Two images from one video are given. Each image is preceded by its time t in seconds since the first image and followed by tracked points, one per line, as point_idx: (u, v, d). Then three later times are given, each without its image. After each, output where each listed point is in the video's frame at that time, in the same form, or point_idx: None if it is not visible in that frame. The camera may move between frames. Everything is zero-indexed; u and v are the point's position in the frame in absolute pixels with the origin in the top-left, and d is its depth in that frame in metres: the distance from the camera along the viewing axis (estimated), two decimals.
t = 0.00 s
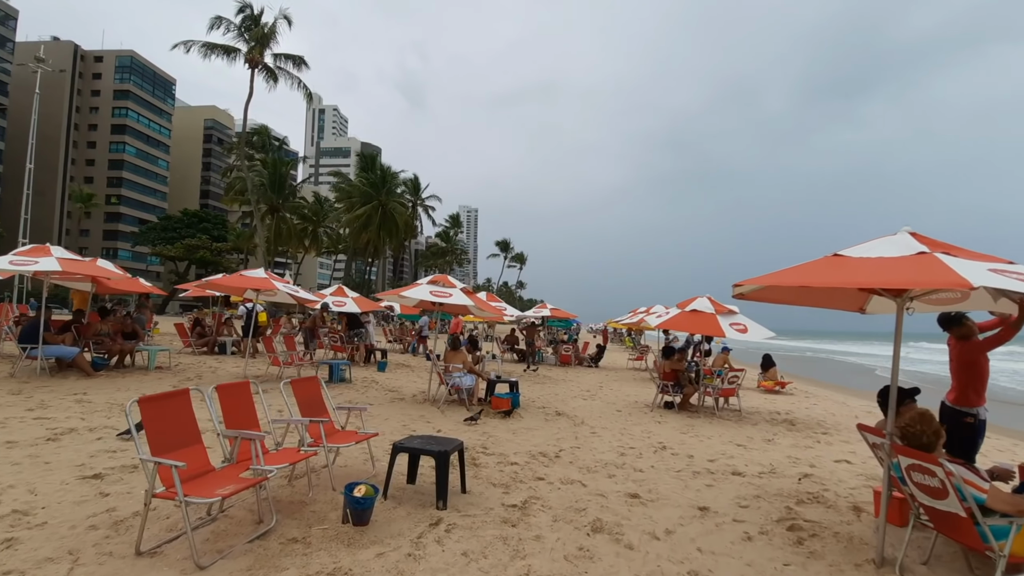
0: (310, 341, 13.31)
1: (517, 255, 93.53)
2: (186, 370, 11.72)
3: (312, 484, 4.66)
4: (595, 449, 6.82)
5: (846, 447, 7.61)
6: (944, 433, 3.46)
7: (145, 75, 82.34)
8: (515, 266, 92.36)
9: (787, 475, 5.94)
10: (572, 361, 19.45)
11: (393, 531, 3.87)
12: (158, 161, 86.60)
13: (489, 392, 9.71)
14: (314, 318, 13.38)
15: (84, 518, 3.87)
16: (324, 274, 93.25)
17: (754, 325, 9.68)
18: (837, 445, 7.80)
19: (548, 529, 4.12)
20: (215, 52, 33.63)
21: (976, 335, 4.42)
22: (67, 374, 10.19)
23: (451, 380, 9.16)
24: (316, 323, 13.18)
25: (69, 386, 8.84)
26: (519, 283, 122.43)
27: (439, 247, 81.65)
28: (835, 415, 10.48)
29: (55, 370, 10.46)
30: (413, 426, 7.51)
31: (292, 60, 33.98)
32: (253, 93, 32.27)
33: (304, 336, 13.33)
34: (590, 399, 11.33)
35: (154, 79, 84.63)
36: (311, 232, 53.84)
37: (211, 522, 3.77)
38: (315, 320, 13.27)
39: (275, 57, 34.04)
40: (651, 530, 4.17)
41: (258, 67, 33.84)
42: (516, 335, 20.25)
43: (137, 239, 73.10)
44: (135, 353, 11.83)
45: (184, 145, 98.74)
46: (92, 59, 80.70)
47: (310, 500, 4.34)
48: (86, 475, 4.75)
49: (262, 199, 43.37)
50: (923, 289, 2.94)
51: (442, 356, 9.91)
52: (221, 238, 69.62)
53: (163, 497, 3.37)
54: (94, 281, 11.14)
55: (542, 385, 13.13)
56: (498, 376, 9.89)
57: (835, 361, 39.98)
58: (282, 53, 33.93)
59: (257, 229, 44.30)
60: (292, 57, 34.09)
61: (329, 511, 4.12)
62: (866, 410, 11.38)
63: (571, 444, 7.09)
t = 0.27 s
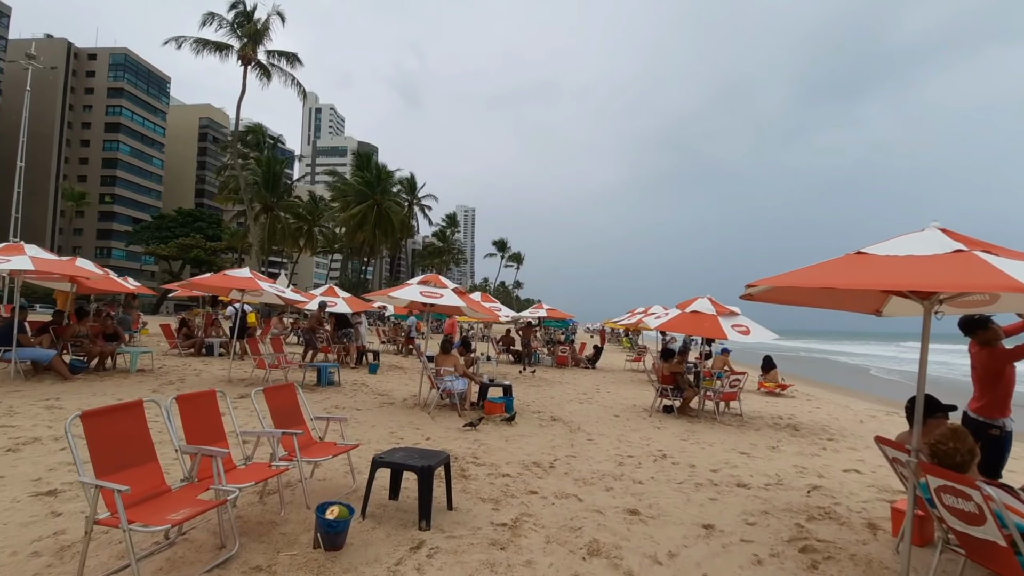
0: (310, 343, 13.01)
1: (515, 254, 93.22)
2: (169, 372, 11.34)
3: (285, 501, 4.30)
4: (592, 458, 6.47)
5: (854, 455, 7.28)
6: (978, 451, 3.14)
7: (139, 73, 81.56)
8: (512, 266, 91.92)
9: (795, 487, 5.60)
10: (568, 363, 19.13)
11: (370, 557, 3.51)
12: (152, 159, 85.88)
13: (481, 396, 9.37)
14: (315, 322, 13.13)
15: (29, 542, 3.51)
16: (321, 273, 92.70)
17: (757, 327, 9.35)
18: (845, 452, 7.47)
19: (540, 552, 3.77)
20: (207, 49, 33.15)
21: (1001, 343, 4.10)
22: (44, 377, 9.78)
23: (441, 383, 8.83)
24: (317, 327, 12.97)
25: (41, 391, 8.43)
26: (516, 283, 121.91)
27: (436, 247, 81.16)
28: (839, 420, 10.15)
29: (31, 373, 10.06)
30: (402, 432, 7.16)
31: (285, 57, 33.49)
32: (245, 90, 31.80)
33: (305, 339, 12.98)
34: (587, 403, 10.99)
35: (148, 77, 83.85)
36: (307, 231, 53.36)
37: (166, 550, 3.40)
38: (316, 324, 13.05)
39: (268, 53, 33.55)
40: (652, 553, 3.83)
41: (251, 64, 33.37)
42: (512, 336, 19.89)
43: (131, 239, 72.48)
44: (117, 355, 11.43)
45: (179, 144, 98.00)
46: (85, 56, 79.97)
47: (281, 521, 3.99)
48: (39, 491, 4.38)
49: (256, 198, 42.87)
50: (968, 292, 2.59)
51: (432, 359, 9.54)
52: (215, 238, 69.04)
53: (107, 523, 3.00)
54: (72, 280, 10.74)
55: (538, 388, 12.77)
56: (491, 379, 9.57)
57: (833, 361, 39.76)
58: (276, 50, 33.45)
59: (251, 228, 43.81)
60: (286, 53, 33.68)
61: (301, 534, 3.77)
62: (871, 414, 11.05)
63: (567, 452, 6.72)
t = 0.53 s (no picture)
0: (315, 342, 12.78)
1: (511, 254, 92.79)
2: (151, 372, 10.94)
3: (253, 512, 3.95)
4: (589, 462, 6.12)
5: (862, 458, 6.96)
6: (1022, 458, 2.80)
7: (133, 70, 80.77)
8: (509, 265, 91.49)
9: (805, 493, 5.26)
10: (565, 362, 18.79)
11: None
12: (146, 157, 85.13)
13: (474, 396, 9.02)
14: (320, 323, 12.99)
15: None
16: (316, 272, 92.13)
17: (759, 325, 9.02)
18: (853, 455, 7.14)
19: (532, 569, 3.41)
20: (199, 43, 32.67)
21: None
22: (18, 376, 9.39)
23: (432, 383, 8.47)
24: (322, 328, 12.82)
25: (10, 391, 8.04)
26: (513, 283, 121.48)
27: (432, 246, 80.67)
28: (844, 421, 9.82)
29: (5, 373, 9.65)
30: (389, 434, 6.79)
31: (279, 52, 33.00)
32: (238, 86, 31.31)
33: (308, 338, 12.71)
34: (584, 403, 10.64)
35: (142, 74, 83.12)
36: (301, 230, 52.83)
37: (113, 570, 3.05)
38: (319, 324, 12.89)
39: (262, 48, 33.05)
40: (656, 570, 3.47)
41: (244, 59, 32.90)
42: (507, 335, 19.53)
43: (124, 237, 71.80)
44: (97, 354, 11.03)
45: (173, 141, 97.21)
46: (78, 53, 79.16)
47: (248, 535, 3.62)
48: None
49: (249, 195, 42.35)
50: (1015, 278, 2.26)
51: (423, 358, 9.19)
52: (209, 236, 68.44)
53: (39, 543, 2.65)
54: (49, 276, 10.34)
55: (534, 388, 12.41)
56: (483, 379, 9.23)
57: (831, 362, 39.54)
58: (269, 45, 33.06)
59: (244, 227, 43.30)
60: (279, 48, 33.30)
61: (267, 550, 3.40)
62: (875, 415, 10.74)
63: (563, 455, 6.37)
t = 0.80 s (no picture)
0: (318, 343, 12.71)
1: (509, 253, 92.36)
2: (131, 376, 10.51)
3: (212, 542, 3.55)
4: (587, 476, 5.73)
5: (875, 470, 6.60)
6: None
7: (127, 68, 80.10)
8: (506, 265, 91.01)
9: (819, 512, 4.90)
10: (561, 364, 18.41)
11: None
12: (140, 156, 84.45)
13: (466, 403, 8.62)
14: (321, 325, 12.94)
15: None
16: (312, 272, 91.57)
17: (764, 328, 8.64)
18: (865, 466, 6.78)
19: None
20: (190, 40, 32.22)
21: None
22: None
23: (423, 389, 8.02)
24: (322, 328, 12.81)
25: None
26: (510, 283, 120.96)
27: (428, 246, 80.15)
28: (850, 427, 9.46)
29: None
30: (374, 445, 6.37)
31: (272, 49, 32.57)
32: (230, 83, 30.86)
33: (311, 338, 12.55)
34: (581, 408, 10.25)
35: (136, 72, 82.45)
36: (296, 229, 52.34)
37: None
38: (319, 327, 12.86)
39: (255, 45, 32.65)
40: None
41: (236, 56, 32.52)
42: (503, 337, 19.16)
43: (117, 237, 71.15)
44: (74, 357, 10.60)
45: (168, 140, 96.52)
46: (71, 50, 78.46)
47: (203, 571, 3.22)
48: None
49: (242, 194, 41.83)
50: None
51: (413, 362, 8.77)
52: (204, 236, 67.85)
53: None
54: (22, 276, 9.90)
55: (529, 392, 12.05)
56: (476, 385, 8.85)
57: (830, 363, 39.31)
58: (261, 41, 32.70)
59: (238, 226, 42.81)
60: (272, 45, 32.95)
61: None
62: (882, 420, 10.39)
63: (559, 468, 5.97)
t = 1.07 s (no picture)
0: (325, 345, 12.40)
1: (505, 253, 91.98)
2: (109, 376, 10.08)
3: (157, 562, 3.17)
4: (583, 482, 5.35)
5: (888, 475, 6.25)
6: None
7: (120, 66, 79.41)
8: (503, 265, 90.60)
9: (834, 522, 4.53)
10: (558, 364, 18.02)
11: None
12: (134, 154, 83.73)
13: (457, 404, 8.22)
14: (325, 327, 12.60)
15: None
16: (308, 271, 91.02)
17: (768, 326, 8.26)
18: (876, 471, 6.43)
19: None
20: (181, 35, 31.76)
21: None
22: None
23: (411, 389, 7.64)
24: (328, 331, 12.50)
25: None
26: (507, 283, 120.55)
27: (425, 245, 79.66)
28: (857, 429, 9.10)
29: None
30: (356, 450, 5.96)
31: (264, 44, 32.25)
32: (222, 79, 30.41)
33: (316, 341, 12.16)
34: (577, 409, 9.87)
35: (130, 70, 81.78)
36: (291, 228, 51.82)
37: None
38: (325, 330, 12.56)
39: (247, 41, 32.36)
40: None
41: (228, 51, 32.18)
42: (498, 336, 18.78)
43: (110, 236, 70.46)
44: (48, 357, 10.15)
45: (162, 139, 95.77)
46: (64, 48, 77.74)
47: None
48: None
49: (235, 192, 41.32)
50: None
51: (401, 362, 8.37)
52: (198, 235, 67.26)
53: None
54: None
55: (524, 393, 11.66)
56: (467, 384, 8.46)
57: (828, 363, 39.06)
58: (254, 36, 32.35)
59: (231, 225, 42.31)
60: (265, 40, 32.62)
61: None
62: (888, 422, 10.03)
63: (553, 474, 5.58)
